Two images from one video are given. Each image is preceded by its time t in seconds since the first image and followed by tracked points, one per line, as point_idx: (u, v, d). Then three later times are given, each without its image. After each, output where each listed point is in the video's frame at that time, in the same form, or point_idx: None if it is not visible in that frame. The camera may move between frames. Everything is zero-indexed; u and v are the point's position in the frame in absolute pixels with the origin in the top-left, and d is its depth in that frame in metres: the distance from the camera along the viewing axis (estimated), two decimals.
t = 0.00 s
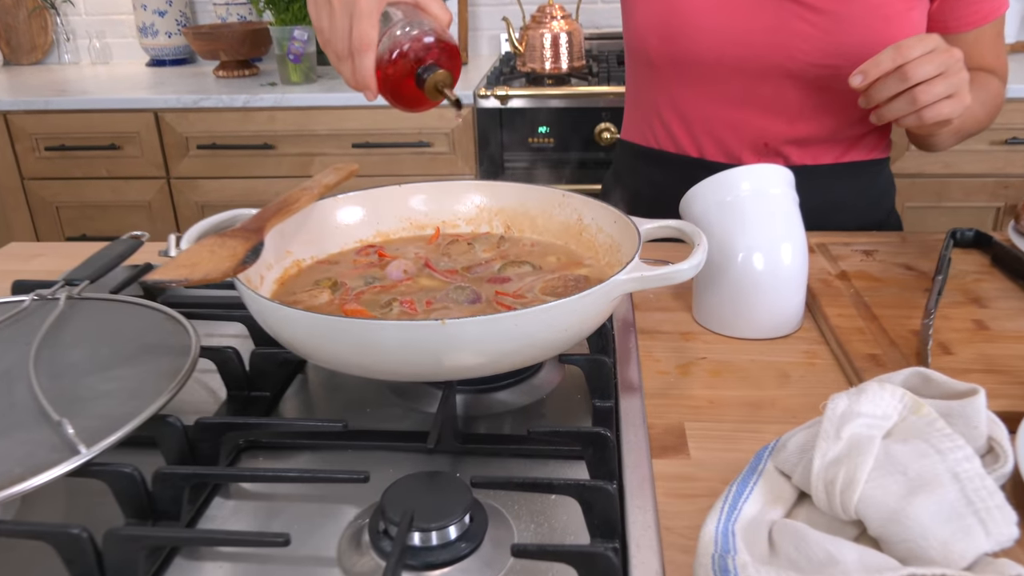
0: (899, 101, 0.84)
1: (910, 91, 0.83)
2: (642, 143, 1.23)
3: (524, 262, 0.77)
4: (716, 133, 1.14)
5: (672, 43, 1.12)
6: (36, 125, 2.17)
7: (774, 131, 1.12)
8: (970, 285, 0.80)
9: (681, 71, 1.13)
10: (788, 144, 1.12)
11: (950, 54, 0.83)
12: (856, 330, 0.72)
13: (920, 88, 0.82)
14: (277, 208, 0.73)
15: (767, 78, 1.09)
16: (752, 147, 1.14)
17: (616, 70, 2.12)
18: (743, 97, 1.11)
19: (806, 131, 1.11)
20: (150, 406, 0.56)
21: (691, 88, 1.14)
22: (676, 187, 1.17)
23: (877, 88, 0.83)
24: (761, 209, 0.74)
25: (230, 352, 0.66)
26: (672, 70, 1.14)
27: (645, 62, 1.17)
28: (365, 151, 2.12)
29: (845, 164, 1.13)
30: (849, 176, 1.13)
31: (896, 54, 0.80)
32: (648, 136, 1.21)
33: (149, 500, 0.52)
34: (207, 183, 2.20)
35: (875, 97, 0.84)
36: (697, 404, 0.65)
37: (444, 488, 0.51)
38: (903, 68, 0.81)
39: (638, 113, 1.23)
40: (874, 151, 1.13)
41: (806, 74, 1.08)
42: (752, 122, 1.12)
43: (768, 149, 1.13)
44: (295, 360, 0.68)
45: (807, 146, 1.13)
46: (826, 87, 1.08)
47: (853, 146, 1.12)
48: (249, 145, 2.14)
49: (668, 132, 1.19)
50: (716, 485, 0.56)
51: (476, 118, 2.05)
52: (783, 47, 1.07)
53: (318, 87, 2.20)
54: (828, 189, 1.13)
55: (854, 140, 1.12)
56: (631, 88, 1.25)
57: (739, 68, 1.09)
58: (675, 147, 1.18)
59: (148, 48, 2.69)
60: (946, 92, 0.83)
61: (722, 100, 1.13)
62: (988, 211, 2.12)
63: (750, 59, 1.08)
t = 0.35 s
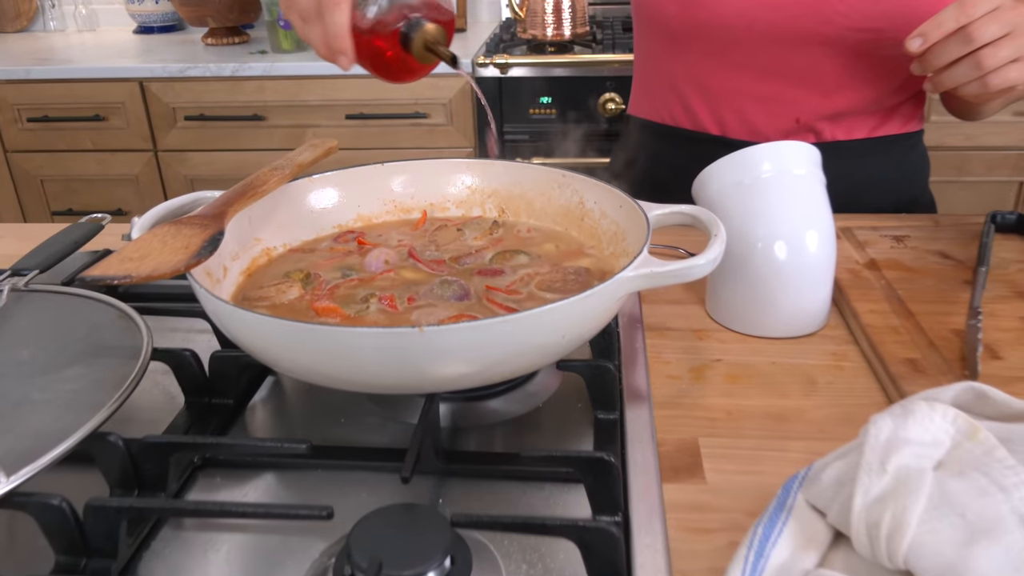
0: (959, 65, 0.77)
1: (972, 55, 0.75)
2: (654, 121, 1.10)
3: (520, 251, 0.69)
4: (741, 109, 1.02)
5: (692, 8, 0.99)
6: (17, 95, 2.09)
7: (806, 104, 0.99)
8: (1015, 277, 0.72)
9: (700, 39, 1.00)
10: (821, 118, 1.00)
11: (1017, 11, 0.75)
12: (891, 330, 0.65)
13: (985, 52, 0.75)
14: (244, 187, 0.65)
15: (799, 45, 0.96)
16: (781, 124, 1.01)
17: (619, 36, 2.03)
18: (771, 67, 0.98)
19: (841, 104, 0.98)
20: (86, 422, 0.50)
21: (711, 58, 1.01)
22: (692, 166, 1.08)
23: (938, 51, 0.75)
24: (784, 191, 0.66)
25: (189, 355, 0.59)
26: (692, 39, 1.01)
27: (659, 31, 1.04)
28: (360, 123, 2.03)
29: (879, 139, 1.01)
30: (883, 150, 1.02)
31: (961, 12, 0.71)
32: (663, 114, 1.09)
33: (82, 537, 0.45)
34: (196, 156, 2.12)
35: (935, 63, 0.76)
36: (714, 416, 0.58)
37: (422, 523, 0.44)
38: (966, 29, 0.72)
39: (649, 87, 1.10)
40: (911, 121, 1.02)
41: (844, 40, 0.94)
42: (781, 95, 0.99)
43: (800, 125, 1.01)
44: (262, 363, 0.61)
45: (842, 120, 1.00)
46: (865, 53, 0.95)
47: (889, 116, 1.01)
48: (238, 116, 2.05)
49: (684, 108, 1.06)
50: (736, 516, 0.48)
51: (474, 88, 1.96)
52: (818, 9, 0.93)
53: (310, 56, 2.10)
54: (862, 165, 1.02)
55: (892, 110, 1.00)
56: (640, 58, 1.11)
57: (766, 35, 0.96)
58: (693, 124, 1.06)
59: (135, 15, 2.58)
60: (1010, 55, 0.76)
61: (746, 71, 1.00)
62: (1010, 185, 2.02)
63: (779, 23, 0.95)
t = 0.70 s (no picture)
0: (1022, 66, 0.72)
1: None
2: (679, 124, 1.06)
3: (536, 270, 0.64)
4: (774, 111, 0.96)
5: (722, 4, 0.94)
6: (26, 92, 2.06)
7: (843, 107, 0.93)
8: None
9: (731, 37, 0.95)
10: (859, 122, 0.94)
11: None
12: (943, 359, 0.59)
13: None
14: (242, 202, 0.60)
15: (837, 44, 0.90)
16: (817, 127, 0.95)
17: (638, 28, 1.96)
18: (806, 67, 0.93)
19: (882, 107, 0.92)
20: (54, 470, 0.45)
21: (741, 57, 0.96)
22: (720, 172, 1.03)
23: (999, 51, 0.70)
24: (824, 207, 0.61)
25: (176, 389, 0.54)
26: (721, 37, 0.96)
27: (687, 28, 0.99)
28: (372, 120, 1.98)
29: (921, 143, 0.95)
30: (926, 155, 0.96)
31: None
32: (690, 116, 1.04)
33: None
34: (206, 154, 2.08)
35: (994, 62, 0.71)
36: (749, 458, 0.53)
37: None
38: None
39: (675, 87, 1.05)
40: (956, 124, 0.95)
41: (886, 38, 0.88)
42: (817, 97, 0.94)
43: (837, 129, 0.95)
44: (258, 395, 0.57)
45: (882, 124, 0.94)
46: (908, 53, 0.89)
47: (933, 120, 0.94)
48: (249, 113, 2.01)
49: (713, 110, 1.01)
50: None
51: (490, 83, 1.90)
52: (858, 5, 0.87)
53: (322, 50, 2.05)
54: (900, 170, 0.96)
55: (937, 113, 0.94)
56: (664, 56, 1.06)
57: (802, 33, 0.90)
58: (721, 126, 1.01)
59: (146, 9, 2.55)
60: None
61: (780, 70, 0.94)
62: None
63: (816, 20, 0.89)
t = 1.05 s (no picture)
0: None
1: None
2: (701, 131, 1.04)
3: (555, 290, 0.62)
4: (795, 120, 0.94)
5: (741, 7, 0.92)
6: (37, 93, 2.05)
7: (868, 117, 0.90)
8: None
9: (751, 43, 0.93)
10: (884, 132, 0.91)
11: None
12: (982, 387, 0.57)
13: None
14: (250, 220, 0.58)
15: (860, 50, 0.87)
16: (841, 136, 0.93)
17: (653, 28, 1.93)
18: (829, 75, 0.90)
19: (908, 116, 0.89)
20: (50, 511, 0.43)
21: (762, 63, 0.93)
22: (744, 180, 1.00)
23: None
24: (855, 227, 0.58)
25: (182, 416, 0.53)
26: (740, 43, 0.94)
27: (706, 33, 0.97)
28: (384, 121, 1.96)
29: (951, 154, 0.92)
30: (955, 164, 0.92)
31: None
32: (710, 123, 1.02)
33: None
34: (217, 155, 2.06)
35: None
36: (779, 492, 0.50)
37: None
38: None
39: (695, 94, 1.03)
40: (985, 135, 0.92)
41: (910, 45, 0.85)
42: (840, 106, 0.91)
43: (861, 138, 0.92)
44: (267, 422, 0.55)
45: (909, 134, 0.91)
46: (935, 61, 0.85)
47: (961, 130, 0.91)
48: (260, 114, 1.99)
49: (734, 117, 0.99)
50: None
51: (503, 84, 1.88)
52: (881, 10, 0.84)
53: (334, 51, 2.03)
54: (929, 180, 0.93)
55: (965, 123, 0.91)
56: (684, 61, 1.04)
57: (824, 40, 0.88)
58: (742, 133, 0.99)
59: (157, 9, 2.53)
60: None
61: (802, 78, 0.91)
62: None
63: (838, 27, 0.86)
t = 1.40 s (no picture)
0: None
1: None
2: (722, 143, 1.03)
3: (576, 308, 0.61)
4: (819, 132, 0.93)
5: (767, 17, 0.91)
6: (44, 96, 2.04)
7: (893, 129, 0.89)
8: None
9: (776, 53, 0.92)
10: (909, 144, 0.90)
11: None
12: (1012, 410, 0.56)
13: None
14: (266, 238, 0.57)
15: (887, 61, 0.86)
16: (865, 149, 0.92)
17: (663, 34, 1.92)
18: (854, 86, 0.89)
19: (934, 129, 0.88)
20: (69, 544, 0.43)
21: (786, 74, 0.93)
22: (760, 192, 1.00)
23: None
24: (884, 247, 0.57)
25: (199, 437, 0.52)
26: (765, 54, 0.93)
27: (730, 43, 0.96)
28: (392, 126, 1.96)
29: (973, 167, 0.91)
30: (976, 178, 0.92)
31: None
32: (731, 134, 1.01)
33: None
34: (224, 159, 2.05)
35: None
36: (808, 518, 0.49)
37: None
38: None
39: (716, 105, 1.02)
40: (1011, 150, 0.91)
41: (939, 57, 0.84)
42: (865, 118, 0.90)
43: (885, 151, 0.91)
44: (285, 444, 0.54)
45: (934, 147, 0.90)
46: (963, 74, 0.84)
47: (986, 145, 0.90)
48: (267, 118, 1.99)
49: (756, 129, 0.98)
50: None
51: (512, 90, 1.87)
52: (910, 20, 0.83)
53: (342, 55, 2.02)
54: (950, 193, 0.92)
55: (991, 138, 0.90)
56: (707, 73, 1.04)
57: (851, 51, 0.87)
58: (764, 145, 0.98)
59: (164, 11, 2.53)
60: None
61: (826, 89, 0.91)
62: None
63: (865, 38, 0.86)
